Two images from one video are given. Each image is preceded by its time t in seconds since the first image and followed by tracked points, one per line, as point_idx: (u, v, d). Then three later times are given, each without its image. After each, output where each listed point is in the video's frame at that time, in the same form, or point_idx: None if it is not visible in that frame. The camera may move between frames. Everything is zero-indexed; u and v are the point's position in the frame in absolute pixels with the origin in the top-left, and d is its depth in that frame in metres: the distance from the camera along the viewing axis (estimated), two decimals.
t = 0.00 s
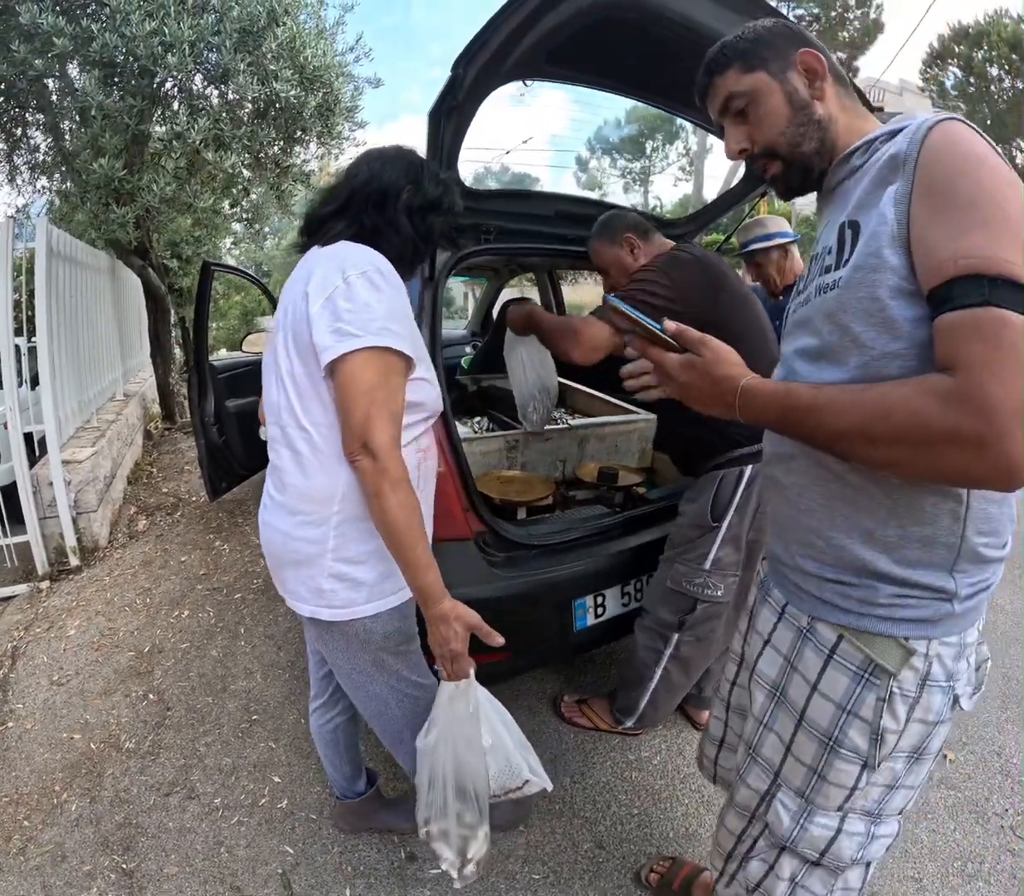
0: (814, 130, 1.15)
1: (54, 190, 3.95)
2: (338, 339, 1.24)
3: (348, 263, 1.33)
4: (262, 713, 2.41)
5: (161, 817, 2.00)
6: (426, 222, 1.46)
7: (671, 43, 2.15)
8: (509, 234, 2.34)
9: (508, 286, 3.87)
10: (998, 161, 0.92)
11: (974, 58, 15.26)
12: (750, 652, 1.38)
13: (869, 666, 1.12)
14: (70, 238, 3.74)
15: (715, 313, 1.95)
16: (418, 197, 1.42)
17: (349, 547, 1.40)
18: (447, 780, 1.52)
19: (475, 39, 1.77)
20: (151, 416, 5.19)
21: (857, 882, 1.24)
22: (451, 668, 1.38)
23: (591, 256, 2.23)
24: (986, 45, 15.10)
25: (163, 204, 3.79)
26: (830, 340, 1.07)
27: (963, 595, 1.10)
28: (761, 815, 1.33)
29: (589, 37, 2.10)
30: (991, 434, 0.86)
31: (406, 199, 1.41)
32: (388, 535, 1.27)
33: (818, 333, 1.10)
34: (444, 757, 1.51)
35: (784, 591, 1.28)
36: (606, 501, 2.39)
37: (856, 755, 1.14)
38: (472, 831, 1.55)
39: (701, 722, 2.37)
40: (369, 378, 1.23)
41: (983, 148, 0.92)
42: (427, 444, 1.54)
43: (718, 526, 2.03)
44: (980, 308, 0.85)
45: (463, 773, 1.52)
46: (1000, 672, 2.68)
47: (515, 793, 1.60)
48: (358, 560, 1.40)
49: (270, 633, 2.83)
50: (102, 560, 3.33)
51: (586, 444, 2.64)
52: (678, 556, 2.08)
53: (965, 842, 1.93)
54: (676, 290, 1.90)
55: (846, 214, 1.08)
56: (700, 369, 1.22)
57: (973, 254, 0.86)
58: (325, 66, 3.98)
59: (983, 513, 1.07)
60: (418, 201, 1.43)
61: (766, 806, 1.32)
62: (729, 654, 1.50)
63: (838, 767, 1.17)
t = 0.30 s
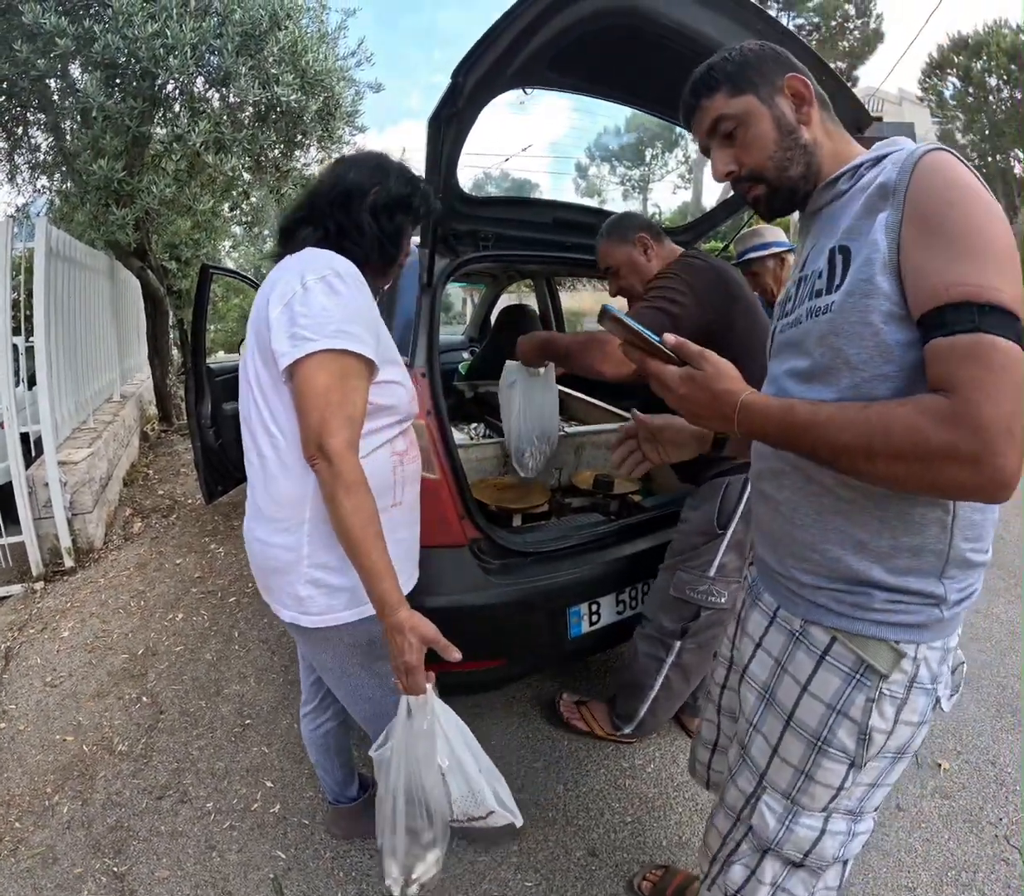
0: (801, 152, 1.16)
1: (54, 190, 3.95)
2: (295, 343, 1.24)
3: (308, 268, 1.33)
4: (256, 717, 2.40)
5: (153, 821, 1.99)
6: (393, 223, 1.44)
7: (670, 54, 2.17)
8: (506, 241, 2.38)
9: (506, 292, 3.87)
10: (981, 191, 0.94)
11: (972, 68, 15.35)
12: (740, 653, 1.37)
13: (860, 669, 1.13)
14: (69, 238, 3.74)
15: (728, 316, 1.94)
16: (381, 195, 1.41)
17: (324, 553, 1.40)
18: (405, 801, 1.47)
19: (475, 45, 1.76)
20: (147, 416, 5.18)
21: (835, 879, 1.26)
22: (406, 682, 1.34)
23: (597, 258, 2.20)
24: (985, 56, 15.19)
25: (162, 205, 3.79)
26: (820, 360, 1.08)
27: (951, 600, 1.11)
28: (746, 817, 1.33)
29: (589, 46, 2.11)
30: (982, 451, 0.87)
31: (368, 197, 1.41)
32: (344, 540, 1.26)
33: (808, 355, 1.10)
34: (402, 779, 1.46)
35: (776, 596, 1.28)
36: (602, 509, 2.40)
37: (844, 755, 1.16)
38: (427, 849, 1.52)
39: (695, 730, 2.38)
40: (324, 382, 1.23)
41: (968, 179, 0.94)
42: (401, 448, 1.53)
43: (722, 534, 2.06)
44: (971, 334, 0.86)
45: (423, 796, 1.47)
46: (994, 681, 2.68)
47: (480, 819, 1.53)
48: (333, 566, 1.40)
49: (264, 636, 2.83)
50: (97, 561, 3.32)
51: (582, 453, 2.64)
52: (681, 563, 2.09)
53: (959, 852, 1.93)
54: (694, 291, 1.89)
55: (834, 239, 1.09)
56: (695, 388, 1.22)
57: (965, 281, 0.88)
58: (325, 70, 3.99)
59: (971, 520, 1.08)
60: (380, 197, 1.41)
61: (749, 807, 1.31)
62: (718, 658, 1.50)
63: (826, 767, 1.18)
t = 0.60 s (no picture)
0: (801, 148, 1.16)
1: (52, 188, 3.93)
2: (271, 341, 1.23)
3: (291, 265, 1.32)
4: (253, 717, 2.39)
5: (149, 821, 1.98)
6: (380, 218, 1.43)
7: (672, 51, 2.15)
8: (504, 240, 2.38)
9: (505, 292, 3.86)
10: (988, 193, 0.92)
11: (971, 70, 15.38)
12: (731, 651, 1.37)
13: (843, 672, 1.12)
14: (67, 237, 3.73)
15: (737, 315, 1.94)
16: (367, 187, 1.40)
17: (299, 554, 1.39)
18: (364, 811, 1.46)
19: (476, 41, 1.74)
20: (145, 416, 5.17)
21: (827, 875, 1.25)
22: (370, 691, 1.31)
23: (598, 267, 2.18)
24: (984, 57, 15.22)
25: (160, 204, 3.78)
26: (816, 361, 1.07)
27: (937, 604, 1.10)
28: (741, 808, 1.33)
29: (589, 44, 2.10)
30: (972, 463, 0.87)
31: (353, 191, 1.40)
32: (313, 541, 1.25)
33: (803, 355, 1.10)
34: (361, 786, 1.45)
35: (766, 594, 1.27)
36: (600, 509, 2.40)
37: (830, 755, 1.15)
38: (381, 864, 1.50)
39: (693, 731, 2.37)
40: (298, 381, 1.22)
41: (973, 181, 0.92)
42: (384, 449, 1.52)
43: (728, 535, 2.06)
44: (969, 342, 0.85)
45: (383, 809, 1.45)
46: (993, 682, 2.68)
47: (440, 846, 1.49)
48: (309, 567, 1.40)
49: (261, 636, 2.82)
50: (94, 560, 3.31)
51: (581, 453, 2.62)
52: (686, 562, 2.08)
53: (958, 854, 1.92)
54: (702, 291, 1.88)
55: (834, 238, 1.08)
56: (691, 388, 1.22)
57: (962, 288, 0.87)
58: (325, 69, 3.99)
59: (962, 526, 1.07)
60: (367, 190, 1.40)
61: (740, 802, 1.32)
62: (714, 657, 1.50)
63: (813, 767, 1.17)
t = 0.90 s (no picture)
0: (799, 137, 1.15)
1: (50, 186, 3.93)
2: (253, 341, 1.23)
3: (277, 263, 1.32)
4: (248, 717, 2.39)
5: (144, 821, 1.98)
6: (368, 213, 1.43)
7: (668, 48, 2.14)
8: (501, 240, 2.37)
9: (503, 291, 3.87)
10: (985, 188, 0.90)
11: (970, 71, 15.41)
12: (722, 654, 1.37)
13: (828, 675, 1.12)
14: (64, 236, 3.72)
15: (738, 314, 1.93)
16: (356, 181, 1.40)
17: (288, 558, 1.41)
18: (331, 817, 1.47)
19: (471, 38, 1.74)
20: (143, 415, 5.16)
21: (818, 884, 1.24)
22: (336, 703, 1.32)
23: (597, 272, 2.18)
24: (983, 59, 15.25)
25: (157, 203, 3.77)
26: (802, 358, 1.07)
27: (925, 609, 1.09)
28: (730, 814, 1.32)
29: (585, 42, 2.10)
30: (934, 469, 0.87)
31: (341, 186, 1.40)
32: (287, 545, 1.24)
33: (789, 352, 1.10)
34: (328, 792, 1.46)
35: (756, 597, 1.27)
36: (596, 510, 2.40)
37: (818, 759, 1.15)
38: (346, 872, 1.50)
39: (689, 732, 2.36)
40: (280, 382, 1.21)
41: (969, 175, 0.90)
42: (375, 449, 1.51)
43: (728, 536, 2.07)
44: (944, 342, 0.84)
45: (349, 816, 1.46)
46: (989, 683, 2.68)
47: (406, 859, 1.47)
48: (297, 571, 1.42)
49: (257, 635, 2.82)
50: (90, 560, 3.31)
51: (577, 453, 2.61)
52: (686, 563, 2.08)
53: (954, 856, 1.92)
54: (705, 292, 1.88)
55: (825, 234, 1.08)
56: (670, 375, 1.21)
57: (940, 287, 0.86)
58: (323, 68, 4.00)
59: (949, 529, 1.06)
60: (356, 184, 1.41)
61: (731, 806, 1.31)
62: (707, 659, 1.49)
63: (801, 771, 1.17)
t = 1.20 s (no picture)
0: (791, 138, 1.15)
1: (48, 185, 3.92)
2: (235, 346, 1.22)
3: (260, 264, 1.30)
4: (244, 716, 2.38)
5: (139, 821, 1.97)
6: (362, 200, 1.42)
7: (666, 47, 2.13)
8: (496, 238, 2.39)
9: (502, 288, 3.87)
10: (967, 181, 0.89)
11: (970, 72, 15.42)
12: (725, 655, 1.36)
13: (829, 677, 1.11)
14: (61, 234, 3.71)
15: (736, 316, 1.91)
16: (347, 168, 1.39)
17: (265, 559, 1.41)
18: (326, 822, 1.45)
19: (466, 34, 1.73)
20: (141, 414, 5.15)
21: (818, 888, 1.22)
22: (322, 711, 1.36)
23: (598, 270, 2.18)
24: (982, 59, 15.25)
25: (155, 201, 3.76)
26: (791, 357, 1.06)
27: (927, 610, 1.07)
28: (729, 816, 1.31)
29: (582, 38, 2.09)
30: (919, 455, 0.85)
31: (332, 173, 1.38)
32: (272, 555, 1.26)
33: (778, 350, 1.10)
34: (322, 798, 1.45)
35: (759, 597, 1.26)
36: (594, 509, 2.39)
37: (818, 761, 1.14)
38: (350, 876, 1.48)
39: (686, 733, 2.36)
40: (262, 388, 1.21)
41: (950, 169, 0.90)
42: (365, 453, 1.50)
43: (728, 536, 2.04)
44: (927, 332, 0.84)
45: (345, 818, 1.45)
46: (987, 683, 2.67)
47: (405, 856, 1.46)
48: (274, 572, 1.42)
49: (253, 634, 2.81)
50: (87, 559, 3.30)
51: (575, 451, 2.59)
52: (685, 564, 2.07)
53: (953, 857, 1.91)
54: (705, 291, 1.87)
55: (811, 234, 1.08)
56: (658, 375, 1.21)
57: (918, 277, 0.86)
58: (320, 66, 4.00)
59: (947, 528, 1.05)
60: (347, 171, 1.39)
61: (731, 808, 1.30)
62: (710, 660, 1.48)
63: (801, 773, 1.16)
